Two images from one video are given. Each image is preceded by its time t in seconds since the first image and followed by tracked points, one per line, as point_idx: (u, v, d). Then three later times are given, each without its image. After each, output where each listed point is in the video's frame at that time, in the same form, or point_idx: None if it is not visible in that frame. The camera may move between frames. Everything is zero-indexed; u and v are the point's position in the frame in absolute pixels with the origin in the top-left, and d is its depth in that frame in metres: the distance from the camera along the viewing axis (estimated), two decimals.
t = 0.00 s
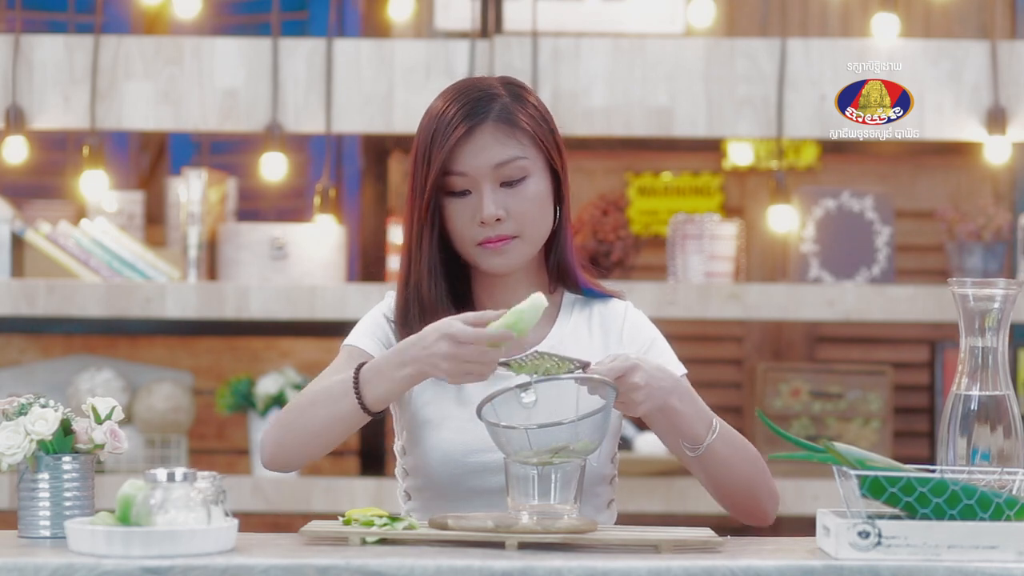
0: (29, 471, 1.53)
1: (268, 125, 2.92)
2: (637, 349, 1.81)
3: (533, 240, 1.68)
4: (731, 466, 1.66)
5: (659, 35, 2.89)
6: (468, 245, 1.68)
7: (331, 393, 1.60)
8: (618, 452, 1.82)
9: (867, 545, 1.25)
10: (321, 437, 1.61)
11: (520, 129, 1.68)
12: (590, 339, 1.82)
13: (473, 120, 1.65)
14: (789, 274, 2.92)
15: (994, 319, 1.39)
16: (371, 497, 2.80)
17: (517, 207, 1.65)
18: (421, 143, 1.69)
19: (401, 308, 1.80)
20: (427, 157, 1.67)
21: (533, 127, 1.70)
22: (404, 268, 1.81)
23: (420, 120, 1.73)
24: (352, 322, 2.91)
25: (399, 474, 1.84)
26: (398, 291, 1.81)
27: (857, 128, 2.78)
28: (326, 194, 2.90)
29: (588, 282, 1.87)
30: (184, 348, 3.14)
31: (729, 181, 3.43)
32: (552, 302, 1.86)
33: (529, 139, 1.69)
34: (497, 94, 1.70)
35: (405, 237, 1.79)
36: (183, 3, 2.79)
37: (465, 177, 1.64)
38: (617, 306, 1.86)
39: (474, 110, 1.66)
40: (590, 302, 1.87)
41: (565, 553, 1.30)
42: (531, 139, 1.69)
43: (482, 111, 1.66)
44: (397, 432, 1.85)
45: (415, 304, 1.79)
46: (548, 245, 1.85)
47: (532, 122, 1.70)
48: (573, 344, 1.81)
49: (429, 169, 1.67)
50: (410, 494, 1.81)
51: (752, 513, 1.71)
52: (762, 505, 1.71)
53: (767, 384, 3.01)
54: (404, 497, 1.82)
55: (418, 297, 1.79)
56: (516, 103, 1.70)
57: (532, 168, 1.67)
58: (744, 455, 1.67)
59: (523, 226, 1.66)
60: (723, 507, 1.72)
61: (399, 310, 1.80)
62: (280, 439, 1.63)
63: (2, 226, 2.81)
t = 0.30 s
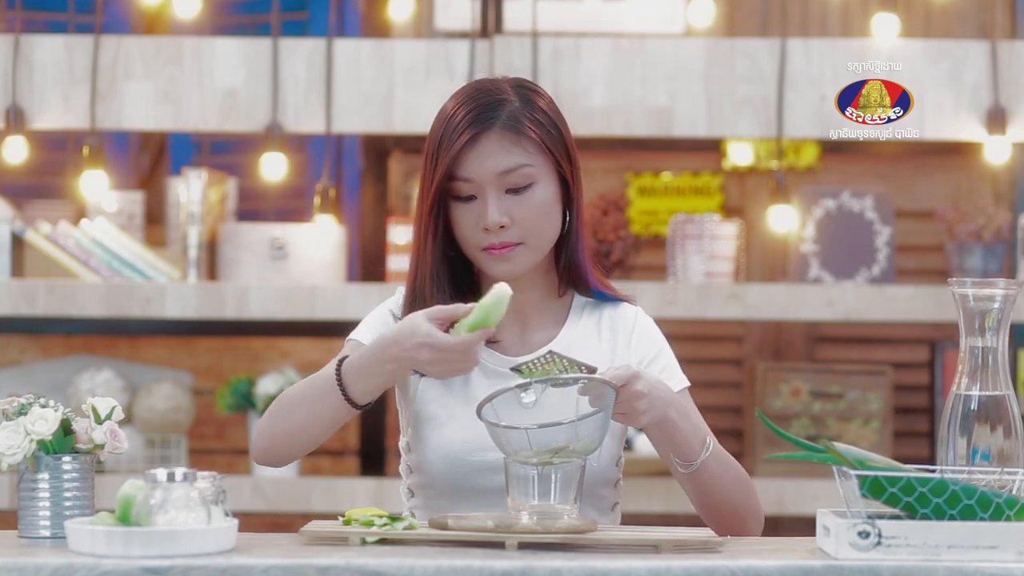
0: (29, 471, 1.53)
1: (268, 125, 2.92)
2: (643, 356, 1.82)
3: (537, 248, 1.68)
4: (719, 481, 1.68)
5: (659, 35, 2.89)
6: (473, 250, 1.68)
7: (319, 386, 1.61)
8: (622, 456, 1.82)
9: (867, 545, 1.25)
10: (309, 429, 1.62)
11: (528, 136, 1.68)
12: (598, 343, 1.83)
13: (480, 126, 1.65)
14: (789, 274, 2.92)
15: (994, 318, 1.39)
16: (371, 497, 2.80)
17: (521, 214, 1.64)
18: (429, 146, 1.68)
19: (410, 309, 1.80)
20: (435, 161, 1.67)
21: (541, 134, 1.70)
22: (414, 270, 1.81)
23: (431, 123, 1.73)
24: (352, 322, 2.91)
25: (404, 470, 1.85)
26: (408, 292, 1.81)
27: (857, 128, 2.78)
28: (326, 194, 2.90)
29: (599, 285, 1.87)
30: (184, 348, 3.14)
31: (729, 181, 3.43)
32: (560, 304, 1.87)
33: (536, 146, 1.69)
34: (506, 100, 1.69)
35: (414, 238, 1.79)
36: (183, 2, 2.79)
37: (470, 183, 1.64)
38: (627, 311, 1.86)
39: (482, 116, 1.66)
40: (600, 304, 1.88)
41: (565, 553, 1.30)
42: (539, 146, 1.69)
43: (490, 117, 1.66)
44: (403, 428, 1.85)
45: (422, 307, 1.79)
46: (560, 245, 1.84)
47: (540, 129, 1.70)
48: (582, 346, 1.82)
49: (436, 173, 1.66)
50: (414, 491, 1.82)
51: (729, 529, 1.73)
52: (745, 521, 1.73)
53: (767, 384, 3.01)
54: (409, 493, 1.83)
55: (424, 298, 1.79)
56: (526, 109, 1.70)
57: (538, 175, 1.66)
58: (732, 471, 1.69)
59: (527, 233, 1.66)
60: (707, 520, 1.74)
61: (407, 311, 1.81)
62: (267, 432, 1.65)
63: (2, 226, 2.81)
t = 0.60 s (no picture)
0: (29, 471, 1.53)
1: (268, 125, 2.92)
2: (646, 357, 1.82)
3: (541, 250, 1.68)
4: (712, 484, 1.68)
5: (659, 35, 2.89)
6: (477, 249, 1.68)
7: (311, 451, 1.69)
8: (625, 454, 1.81)
9: (867, 545, 1.25)
10: (298, 495, 1.71)
11: (538, 138, 1.68)
12: (601, 344, 1.83)
13: (490, 126, 1.65)
14: (789, 274, 2.92)
15: (994, 319, 1.39)
16: (371, 497, 2.80)
17: (527, 216, 1.65)
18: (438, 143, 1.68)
19: (416, 309, 1.79)
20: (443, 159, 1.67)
21: (551, 136, 1.70)
22: (419, 268, 1.80)
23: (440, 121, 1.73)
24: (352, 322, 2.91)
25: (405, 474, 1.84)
26: (414, 292, 1.80)
27: (857, 128, 2.78)
28: (326, 194, 2.90)
29: (602, 288, 1.87)
30: (184, 348, 3.14)
31: (729, 181, 3.43)
32: (564, 305, 1.86)
33: (545, 149, 1.69)
34: (517, 101, 1.69)
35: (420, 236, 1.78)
36: (183, 2, 2.79)
37: (477, 182, 1.63)
38: (631, 313, 1.86)
39: (493, 116, 1.66)
40: (603, 307, 1.88)
41: (565, 553, 1.30)
42: (548, 149, 1.69)
43: (500, 117, 1.66)
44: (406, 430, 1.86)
45: (428, 306, 1.79)
46: (566, 247, 1.83)
47: (549, 131, 1.70)
48: (584, 348, 1.83)
49: (443, 171, 1.66)
50: (415, 493, 1.81)
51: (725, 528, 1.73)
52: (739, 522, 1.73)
53: (767, 384, 3.01)
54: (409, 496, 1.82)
55: (430, 298, 1.78)
56: (536, 110, 1.70)
57: (546, 178, 1.67)
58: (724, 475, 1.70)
59: (532, 235, 1.66)
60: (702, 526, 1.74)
61: (414, 310, 1.80)
62: (275, 492, 1.74)
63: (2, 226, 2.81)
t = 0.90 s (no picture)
0: (29, 471, 1.53)
1: (268, 125, 2.92)
2: (643, 355, 1.82)
3: (537, 251, 1.68)
4: (711, 482, 1.69)
5: (659, 35, 2.89)
6: (473, 252, 1.68)
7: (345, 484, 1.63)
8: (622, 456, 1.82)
9: (867, 545, 1.25)
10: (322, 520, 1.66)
11: (532, 139, 1.68)
12: (595, 345, 1.84)
13: (485, 128, 1.64)
14: (789, 274, 2.92)
15: (994, 319, 1.39)
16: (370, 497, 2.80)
17: (523, 218, 1.64)
18: (431, 147, 1.67)
19: (411, 313, 1.79)
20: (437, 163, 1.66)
21: (545, 137, 1.70)
22: (414, 272, 1.80)
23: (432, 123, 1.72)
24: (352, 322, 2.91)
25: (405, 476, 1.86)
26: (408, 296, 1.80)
27: (857, 128, 2.78)
28: (326, 194, 2.90)
29: (596, 286, 1.87)
30: (184, 348, 3.14)
31: (729, 181, 3.43)
32: (559, 305, 1.86)
33: (540, 150, 1.69)
34: (511, 102, 1.69)
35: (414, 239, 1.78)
36: (183, 3, 2.79)
37: (473, 186, 1.63)
38: (625, 310, 1.86)
39: (487, 119, 1.66)
40: (597, 306, 1.87)
41: (565, 553, 1.30)
42: (542, 150, 1.69)
43: (495, 120, 1.66)
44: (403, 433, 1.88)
45: (424, 309, 1.78)
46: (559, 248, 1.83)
47: (543, 133, 1.70)
48: (579, 349, 1.83)
49: (438, 174, 1.66)
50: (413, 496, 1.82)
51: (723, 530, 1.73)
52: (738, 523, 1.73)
53: (767, 384, 3.01)
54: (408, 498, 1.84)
55: (426, 302, 1.78)
56: (530, 112, 1.70)
57: (541, 180, 1.66)
58: (723, 472, 1.70)
59: (528, 237, 1.66)
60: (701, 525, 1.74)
61: (409, 315, 1.79)
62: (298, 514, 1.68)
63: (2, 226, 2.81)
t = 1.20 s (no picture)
0: (29, 471, 1.53)
1: (268, 125, 2.92)
2: (640, 354, 1.83)
3: (532, 253, 1.68)
4: (718, 481, 1.69)
5: (659, 35, 2.89)
6: (468, 255, 1.67)
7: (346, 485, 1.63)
8: (620, 454, 1.82)
9: (867, 545, 1.25)
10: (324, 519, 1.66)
11: (526, 141, 1.68)
12: (592, 344, 1.84)
13: (479, 131, 1.64)
14: (789, 274, 2.92)
15: (994, 318, 1.39)
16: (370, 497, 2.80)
17: (518, 221, 1.64)
18: (425, 150, 1.67)
19: (407, 316, 1.79)
20: (431, 166, 1.66)
21: (539, 139, 1.70)
22: (409, 274, 1.80)
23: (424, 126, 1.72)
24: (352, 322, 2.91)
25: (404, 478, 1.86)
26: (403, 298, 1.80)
27: (857, 128, 2.78)
28: (326, 194, 2.90)
29: (591, 285, 1.87)
30: (184, 348, 3.13)
31: (729, 181, 3.43)
32: (553, 305, 1.86)
33: (534, 152, 1.69)
34: (504, 104, 1.69)
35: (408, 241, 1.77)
36: (183, 3, 2.79)
37: (467, 189, 1.63)
38: (620, 309, 1.87)
39: (480, 122, 1.65)
40: (593, 305, 1.87)
41: (565, 554, 1.30)
42: (536, 152, 1.69)
43: (488, 123, 1.65)
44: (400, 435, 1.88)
45: (419, 313, 1.78)
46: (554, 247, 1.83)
47: (537, 134, 1.70)
48: (575, 348, 1.83)
49: (432, 178, 1.65)
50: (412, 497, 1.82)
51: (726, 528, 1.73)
52: (743, 523, 1.74)
53: (767, 384, 3.01)
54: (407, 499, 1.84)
55: (421, 305, 1.78)
56: (523, 114, 1.70)
57: (535, 182, 1.66)
58: (731, 471, 1.71)
59: (523, 239, 1.66)
60: (705, 521, 1.74)
61: (404, 317, 1.79)
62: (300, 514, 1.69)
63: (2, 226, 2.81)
